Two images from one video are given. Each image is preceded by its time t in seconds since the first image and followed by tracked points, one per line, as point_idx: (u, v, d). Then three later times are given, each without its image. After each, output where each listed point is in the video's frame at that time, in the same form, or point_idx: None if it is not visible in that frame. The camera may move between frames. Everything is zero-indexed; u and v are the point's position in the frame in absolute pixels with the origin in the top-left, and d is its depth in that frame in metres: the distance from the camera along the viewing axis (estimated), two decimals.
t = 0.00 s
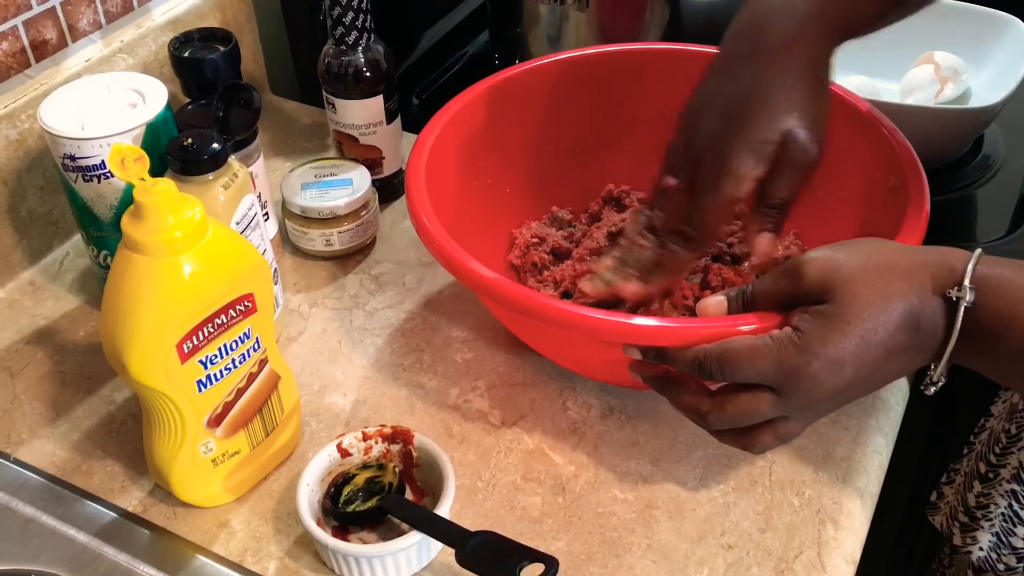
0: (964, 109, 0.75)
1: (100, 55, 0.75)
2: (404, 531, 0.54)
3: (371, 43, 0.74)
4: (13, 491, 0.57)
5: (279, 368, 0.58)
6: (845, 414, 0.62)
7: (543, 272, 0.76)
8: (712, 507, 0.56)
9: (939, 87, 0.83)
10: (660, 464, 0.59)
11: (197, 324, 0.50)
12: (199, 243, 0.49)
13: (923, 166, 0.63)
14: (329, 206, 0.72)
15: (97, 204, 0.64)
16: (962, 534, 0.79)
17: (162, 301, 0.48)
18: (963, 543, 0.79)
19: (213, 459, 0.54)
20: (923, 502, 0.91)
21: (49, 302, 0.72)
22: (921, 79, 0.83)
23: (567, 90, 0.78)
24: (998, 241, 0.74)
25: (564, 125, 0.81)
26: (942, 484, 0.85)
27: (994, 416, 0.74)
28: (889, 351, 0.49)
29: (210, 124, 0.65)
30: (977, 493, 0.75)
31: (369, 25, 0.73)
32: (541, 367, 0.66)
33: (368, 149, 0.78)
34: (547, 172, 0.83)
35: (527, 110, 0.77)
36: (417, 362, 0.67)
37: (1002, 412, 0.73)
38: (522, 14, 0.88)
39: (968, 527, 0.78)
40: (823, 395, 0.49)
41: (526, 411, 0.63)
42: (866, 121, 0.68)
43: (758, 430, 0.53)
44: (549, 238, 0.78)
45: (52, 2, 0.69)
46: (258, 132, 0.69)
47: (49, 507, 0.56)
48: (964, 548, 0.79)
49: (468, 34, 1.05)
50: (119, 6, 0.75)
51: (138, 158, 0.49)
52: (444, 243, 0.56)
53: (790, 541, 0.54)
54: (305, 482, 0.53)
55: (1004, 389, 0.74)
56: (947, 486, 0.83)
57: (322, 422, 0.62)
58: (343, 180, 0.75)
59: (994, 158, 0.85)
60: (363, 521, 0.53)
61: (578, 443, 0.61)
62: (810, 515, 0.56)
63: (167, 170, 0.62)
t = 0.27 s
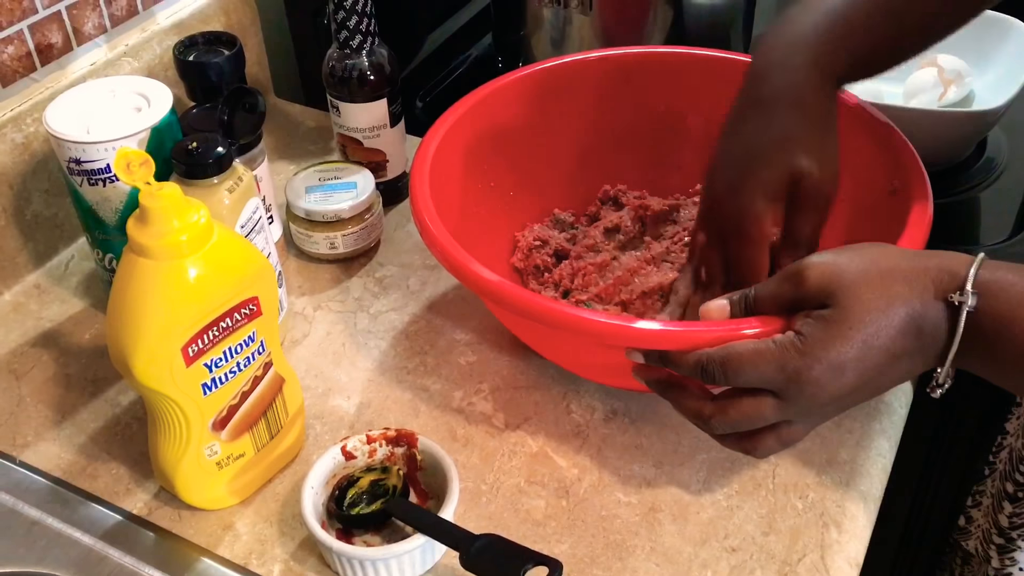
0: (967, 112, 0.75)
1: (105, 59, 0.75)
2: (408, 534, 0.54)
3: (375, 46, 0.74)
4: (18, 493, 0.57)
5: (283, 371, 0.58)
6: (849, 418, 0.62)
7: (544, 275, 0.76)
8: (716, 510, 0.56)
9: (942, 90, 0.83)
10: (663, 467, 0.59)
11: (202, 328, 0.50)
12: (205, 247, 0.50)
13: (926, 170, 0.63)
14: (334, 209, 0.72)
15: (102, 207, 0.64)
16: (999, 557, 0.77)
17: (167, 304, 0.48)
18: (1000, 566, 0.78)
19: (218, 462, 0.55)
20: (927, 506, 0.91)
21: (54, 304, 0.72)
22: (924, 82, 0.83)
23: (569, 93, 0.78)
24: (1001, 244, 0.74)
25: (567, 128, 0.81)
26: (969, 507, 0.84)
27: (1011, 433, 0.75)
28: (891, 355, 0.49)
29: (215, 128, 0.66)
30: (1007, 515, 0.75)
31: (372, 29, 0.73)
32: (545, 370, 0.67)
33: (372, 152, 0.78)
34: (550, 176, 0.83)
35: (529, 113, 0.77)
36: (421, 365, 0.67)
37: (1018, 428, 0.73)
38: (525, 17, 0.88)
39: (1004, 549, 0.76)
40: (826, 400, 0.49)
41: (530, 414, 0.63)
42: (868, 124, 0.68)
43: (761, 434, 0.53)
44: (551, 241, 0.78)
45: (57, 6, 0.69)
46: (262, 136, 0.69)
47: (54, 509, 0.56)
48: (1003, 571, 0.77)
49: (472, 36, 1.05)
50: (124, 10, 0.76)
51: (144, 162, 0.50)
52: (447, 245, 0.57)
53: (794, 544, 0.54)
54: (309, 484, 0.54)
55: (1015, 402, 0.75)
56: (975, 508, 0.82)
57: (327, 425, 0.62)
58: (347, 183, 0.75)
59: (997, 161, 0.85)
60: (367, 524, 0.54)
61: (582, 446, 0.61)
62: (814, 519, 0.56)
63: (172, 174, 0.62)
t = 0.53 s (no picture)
0: (970, 113, 0.75)
1: (109, 62, 0.75)
2: (412, 535, 0.54)
3: (379, 48, 0.74)
4: (22, 495, 0.57)
5: (287, 373, 0.58)
6: (852, 419, 0.62)
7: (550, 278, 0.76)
8: (719, 512, 0.56)
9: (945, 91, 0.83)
10: (667, 469, 0.59)
11: (207, 330, 0.50)
12: (209, 249, 0.50)
13: (930, 171, 0.62)
14: (337, 211, 0.72)
15: (107, 210, 0.64)
16: (992, 563, 0.79)
17: (172, 306, 0.48)
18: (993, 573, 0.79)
19: (222, 464, 0.55)
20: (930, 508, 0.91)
21: (59, 307, 0.72)
22: (927, 84, 0.83)
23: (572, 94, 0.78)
24: (1005, 245, 0.74)
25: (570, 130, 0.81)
26: (962, 513, 0.85)
27: (1007, 439, 0.76)
28: (894, 359, 0.49)
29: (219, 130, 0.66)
30: (1002, 521, 0.76)
31: (376, 31, 0.73)
32: (548, 372, 0.67)
33: (375, 154, 0.78)
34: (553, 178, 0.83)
35: (533, 115, 0.78)
36: (424, 367, 0.67)
37: (1014, 435, 0.75)
38: (528, 19, 0.89)
39: (997, 556, 0.78)
40: (828, 404, 0.49)
41: (533, 416, 0.63)
42: (872, 124, 0.68)
43: (762, 437, 0.53)
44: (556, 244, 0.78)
45: (61, 9, 0.69)
46: (266, 139, 0.69)
47: (58, 511, 0.56)
48: None
49: (474, 39, 1.05)
50: (128, 13, 0.76)
51: (148, 164, 0.50)
52: (451, 248, 0.57)
53: (797, 546, 0.54)
54: (314, 486, 0.54)
55: (1013, 407, 0.75)
56: (968, 515, 0.84)
57: (330, 427, 0.62)
58: (350, 186, 0.75)
59: (1000, 162, 0.85)
60: (371, 525, 0.54)
61: (585, 448, 0.61)
62: (818, 521, 0.56)
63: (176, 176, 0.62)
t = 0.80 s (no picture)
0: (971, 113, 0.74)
1: (110, 62, 0.75)
2: (413, 536, 0.54)
3: (380, 49, 0.74)
4: (23, 496, 0.57)
5: (288, 374, 0.58)
6: (854, 420, 0.62)
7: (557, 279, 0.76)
8: (721, 512, 0.56)
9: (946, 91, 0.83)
10: (668, 470, 0.59)
11: (208, 330, 0.50)
12: (210, 250, 0.50)
13: (933, 173, 0.62)
14: (338, 212, 0.72)
15: (108, 210, 0.64)
16: (999, 554, 0.81)
17: (173, 308, 0.48)
18: (1002, 563, 0.82)
19: (222, 465, 0.55)
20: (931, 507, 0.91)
21: (60, 307, 0.72)
22: (928, 84, 0.83)
23: (573, 96, 0.78)
24: (1007, 246, 0.74)
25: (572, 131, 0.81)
26: (966, 506, 0.86)
27: (1008, 435, 0.78)
28: (893, 369, 0.49)
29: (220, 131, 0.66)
30: (1008, 515, 0.78)
31: (377, 31, 0.73)
32: (549, 372, 0.67)
33: (376, 154, 0.78)
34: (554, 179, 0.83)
35: (534, 116, 0.78)
36: (426, 368, 0.67)
37: (1015, 431, 0.77)
38: (529, 19, 0.89)
39: (1004, 548, 0.80)
40: (826, 410, 0.49)
41: (535, 416, 0.63)
42: (874, 126, 0.68)
43: (759, 440, 0.53)
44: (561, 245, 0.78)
45: (62, 10, 0.69)
46: (267, 139, 0.69)
47: (59, 511, 0.56)
48: (1004, 566, 0.82)
49: (474, 40, 1.05)
50: (129, 13, 0.76)
51: (149, 165, 0.50)
52: (452, 248, 0.57)
53: (799, 547, 0.54)
54: (314, 487, 0.54)
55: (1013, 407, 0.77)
56: (973, 507, 0.85)
57: (331, 427, 0.62)
58: (351, 186, 0.75)
59: (1002, 162, 0.85)
60: (372, 526, 0.54)
61: (587, 449, 0.61)
62: (820, 521, 0.56)
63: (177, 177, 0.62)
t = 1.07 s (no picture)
0: (969, 113, 0.75)
1: (110, 63, 0.75)
2: (412, 536, 0.54)
3: (379, 49, 0.74)
4: (24, 496, 0.57)
5: (288, 375, 0.58)
6: (853, 420, 0.62)
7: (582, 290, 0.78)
8: (720, 513, 0.56)
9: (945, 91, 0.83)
10: (668, 470, 0.59)
11: (207, 331, 0.50)
12: (210, 251, 0.50)
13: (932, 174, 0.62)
14: (338, 212, 0.72)
15: (107, 211, 0.64)
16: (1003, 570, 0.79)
17: (172, 309, 0.48)
18: None
19: (222, 465, 0.55)
20: (931, 507, 0.91)
21: (59, 308, 0.72)
22: (927, 84, 0.83)
23: (572, 95, 0.78)
24: (1006, 246, 0.74)
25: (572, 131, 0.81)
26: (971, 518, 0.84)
27: (1013, 446, 0.75)
28: (890, 365, 0.49)
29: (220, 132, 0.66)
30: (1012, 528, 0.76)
31: (376, 32, 0.73)
32: (549, 372, 0.67)
33: (376, 155, 0.78)
34: (554, 180, 0.83)
35: (533, 115, 0.78)
36: (425, 368, 0.67)
37: (1020, 441, 0.74)
38: (528, 20, 0.89)
39: (1006, 563, 0.78)
40: (825, 408, 0.50)
41: (534, 417, 0.63)
42: (873, 125, 0.68)
43: (757, 440, 0.53)
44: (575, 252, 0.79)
45: (61, 10, 0.69)
46: (267, 140, 0.69)
47: (59, 512, 0.56)
48: None
49: (474, 40, 1.06)
50: (128, 14, 0.76)
51: (148, 166, 0.50)
52: (452, 248, 0.57)
53: (798, 547, 0.54)
54: (314, 487, 0.54)
55: (1018, 414, 0.75)
56: (978, 522, 0.83)
57: (331, 428, 0.62)
58: (351, 186, 0.75)
59: (1001, 163, 0.85)
60: (372, 526, 0.54)
61: (586, 449, 0.61)
62: (819, 521, 0.56)
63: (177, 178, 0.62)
